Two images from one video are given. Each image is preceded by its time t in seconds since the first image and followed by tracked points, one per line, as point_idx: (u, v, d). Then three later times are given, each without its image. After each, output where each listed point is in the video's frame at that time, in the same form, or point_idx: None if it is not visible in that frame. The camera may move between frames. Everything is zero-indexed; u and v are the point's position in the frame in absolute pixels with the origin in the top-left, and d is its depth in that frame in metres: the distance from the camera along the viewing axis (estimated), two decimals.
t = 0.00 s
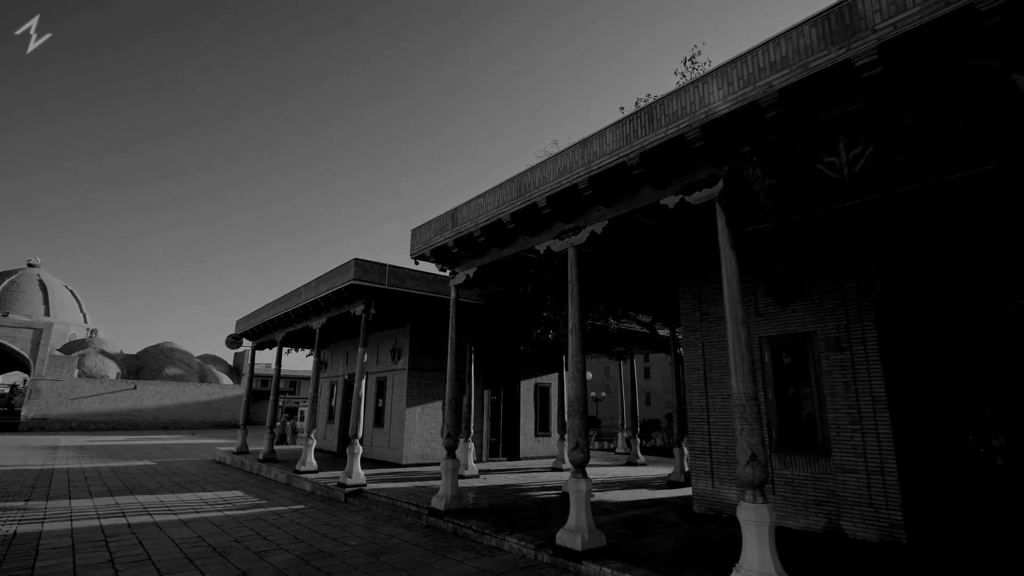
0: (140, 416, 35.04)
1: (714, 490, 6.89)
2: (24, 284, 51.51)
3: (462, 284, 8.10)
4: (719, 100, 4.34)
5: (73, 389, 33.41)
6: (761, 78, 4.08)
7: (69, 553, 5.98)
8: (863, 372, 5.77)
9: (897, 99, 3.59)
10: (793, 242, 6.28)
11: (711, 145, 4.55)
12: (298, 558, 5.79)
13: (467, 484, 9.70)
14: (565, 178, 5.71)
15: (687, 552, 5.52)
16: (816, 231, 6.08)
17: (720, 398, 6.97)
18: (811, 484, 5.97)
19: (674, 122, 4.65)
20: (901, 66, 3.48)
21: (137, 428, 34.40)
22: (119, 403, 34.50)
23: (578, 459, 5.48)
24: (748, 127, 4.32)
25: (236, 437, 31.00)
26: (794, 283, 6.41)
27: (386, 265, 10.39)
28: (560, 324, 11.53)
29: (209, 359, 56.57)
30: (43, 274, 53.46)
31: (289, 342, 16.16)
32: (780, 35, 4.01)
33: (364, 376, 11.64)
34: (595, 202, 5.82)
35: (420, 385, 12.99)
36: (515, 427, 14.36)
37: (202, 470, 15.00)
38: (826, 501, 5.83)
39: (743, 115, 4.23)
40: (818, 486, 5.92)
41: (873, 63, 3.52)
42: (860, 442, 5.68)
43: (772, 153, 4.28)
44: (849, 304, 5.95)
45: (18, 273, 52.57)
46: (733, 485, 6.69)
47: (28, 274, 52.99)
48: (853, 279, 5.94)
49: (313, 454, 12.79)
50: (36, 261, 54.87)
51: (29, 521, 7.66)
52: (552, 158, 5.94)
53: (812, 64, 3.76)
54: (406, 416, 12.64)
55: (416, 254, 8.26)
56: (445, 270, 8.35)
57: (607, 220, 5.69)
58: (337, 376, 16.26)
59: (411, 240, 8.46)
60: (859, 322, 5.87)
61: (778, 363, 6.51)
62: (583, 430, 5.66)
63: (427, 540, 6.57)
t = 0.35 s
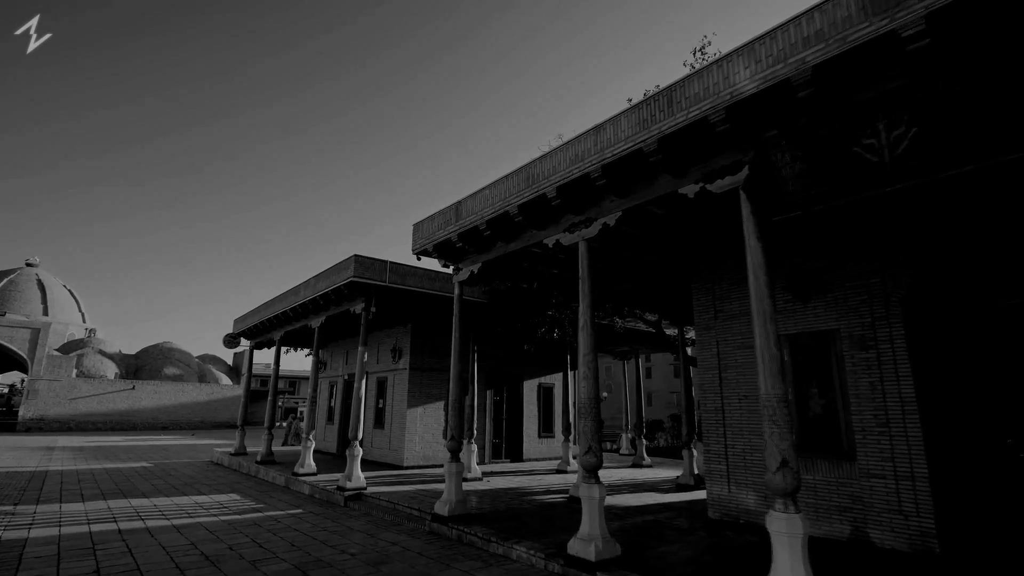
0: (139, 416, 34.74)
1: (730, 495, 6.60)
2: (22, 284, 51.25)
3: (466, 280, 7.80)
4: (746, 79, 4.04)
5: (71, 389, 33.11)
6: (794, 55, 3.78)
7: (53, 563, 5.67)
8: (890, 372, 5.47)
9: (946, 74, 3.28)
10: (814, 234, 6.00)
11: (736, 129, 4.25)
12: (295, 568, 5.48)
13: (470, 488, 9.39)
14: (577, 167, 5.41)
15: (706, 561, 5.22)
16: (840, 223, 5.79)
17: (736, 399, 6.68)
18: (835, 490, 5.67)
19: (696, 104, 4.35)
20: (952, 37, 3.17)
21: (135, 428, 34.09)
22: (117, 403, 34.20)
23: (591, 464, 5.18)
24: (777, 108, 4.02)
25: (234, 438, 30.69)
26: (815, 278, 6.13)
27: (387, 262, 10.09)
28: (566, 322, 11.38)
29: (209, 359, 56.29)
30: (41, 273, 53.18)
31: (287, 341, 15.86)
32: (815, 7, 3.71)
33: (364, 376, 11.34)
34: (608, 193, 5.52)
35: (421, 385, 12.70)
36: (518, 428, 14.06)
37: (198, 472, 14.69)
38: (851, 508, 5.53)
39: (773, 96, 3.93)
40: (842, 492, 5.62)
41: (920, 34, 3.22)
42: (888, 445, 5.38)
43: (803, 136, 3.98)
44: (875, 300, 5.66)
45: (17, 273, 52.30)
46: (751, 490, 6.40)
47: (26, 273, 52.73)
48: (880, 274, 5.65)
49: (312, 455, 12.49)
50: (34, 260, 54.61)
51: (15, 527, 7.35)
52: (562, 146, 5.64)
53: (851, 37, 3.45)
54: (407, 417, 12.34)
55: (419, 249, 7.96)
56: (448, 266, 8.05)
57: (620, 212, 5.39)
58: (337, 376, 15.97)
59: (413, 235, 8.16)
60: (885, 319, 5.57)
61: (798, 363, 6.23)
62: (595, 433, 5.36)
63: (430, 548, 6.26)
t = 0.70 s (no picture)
0: (138, 416, 34.45)
1: (748, 498, 6.31)
2: (21, 283, 51.04)
3: (471, 274, 7.50)
4: (778, 53, 3.76)
5: (70, 389, 32.82)
6: (833, 24, 3.49)
7: (38, 570, 5.37)
8: (922, 369, 5.18)
9: (1005, 41, 2.99)
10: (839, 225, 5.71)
11: (765, 107, 3.96)
12: None
13: (474, 490, 9.10)
14: (591, 151, 5.12)
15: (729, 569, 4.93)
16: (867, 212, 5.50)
17: (755, 396, 6.39)
18: (863, 494, 5.38)
19: (723, 81, 4.07)
20: None
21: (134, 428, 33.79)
22: (116, 403, 33.91)
23: (607, 466, 4.88)
24: (812, 84, 3.73)
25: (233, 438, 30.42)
26: (839, 271, 5.84)
27: (389, 256, 9.79)
28: (571, 318, 11.34)
29: (208, 359, 56.06)
30: (40, 272, 52.95)
31: (287, 340, 15.57)
32: None
33: (365, 375, 11.04)
34: (624, 179, 5.24)
35: (424, 384, 12.41)
36: (522, 428, 13.77)
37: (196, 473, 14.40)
38: (880, 512, 5.24)
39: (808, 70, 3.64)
40: (871, 495, 5.32)
41: None
42: (920, 446, 5.08)
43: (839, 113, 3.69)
44: (905, 294, 5.37)
45: (15, 272, 52.07)
46: (771, 493, 6.10)
47: (25, 272, 52.48)
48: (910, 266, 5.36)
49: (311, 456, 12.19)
50: (32, 259, 54.28)
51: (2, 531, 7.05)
52: (575, 130, 5.35)
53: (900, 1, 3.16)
54: (409, 417, 12.04)
55: (422, 243, 7.68)
56: (452, 260, 7.76)
57: (637, 199, 5.10)
58: (337, 375, 15.68)
59: (416, 228, 7.88)
60: (916, 314, 5.28)
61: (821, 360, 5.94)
62: (611, 433, 5.06)
63: (435, 554, 5.96)
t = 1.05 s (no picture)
0: (136, 416, 34.14)
1: (767, 503, 6.01)
2: (19, 282, 50.73)
3: (475, 269, 7.21)
4: (814, 23, 3.44)
5: (67, 389, 32.50)
6: None
7: None
8: (955, 367, 4.87)
9: None
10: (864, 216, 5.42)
11: (797, 84, 3.66)
12: None
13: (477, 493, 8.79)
14: (605, 136, 4.81)
15: None
16: (895, 203, 5.21)
17: (774, 396, 6.10)
18: (891, 500, 5.08)
19: (751, 56, 3.76)
20: None
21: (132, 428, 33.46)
22: (114, 403, 33.62)
23: (622, 471, 4.58)
24: (850, 57, 3.43)
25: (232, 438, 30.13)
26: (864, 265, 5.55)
27: (390, 252, 9.50)
28: (577, 317, 11.00)
29: (207, 359, 55.80)
30: (38, 272, 52.66)
31: (285, 339, 15.28)
32: None
33: (365, 374, 10.73)
34: (640, 166, 4.94)
35: (425, 384, 12.11)
36: (525, 428, 13.48)
37: (192, 474, 14.10)
38: (910, 519, 4.94)
39: (846, 40, 3.34)
40: (900, 500, 5.03)
41: None
42: (954, 449, 4.78)
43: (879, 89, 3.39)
44: (936, 287, 5.07)
45: (14, 271, 51.79)
46: (792, 498, 5.80)
47: (24, 271, 52.21)
48: (941, 259, 5.06)
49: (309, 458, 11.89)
50: (31, 258, 54.00)
51: None
52: (587, 114, 5.04)
53: None
54: (410, 417, 11.74)
55: (424, 237, 7.38)
56: (455, 254, 7.46)
57: (654, 187, 4.80)
58: (336, 374, 15.39)
59: (418, 221, 7.58)
60: (948, 309, 4.97)
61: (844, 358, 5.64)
62: (625, 435, 4.74)
63: (438, 562, 5.66)
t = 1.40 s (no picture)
0: (132, 416, 33.75)
1: (786, 508, 5.70)
2: (15, 281, 50.30)
3: (477, 263, 6.89)
4: None
5: (63, 388, 32.12)
6: None
7: None
8: (992, 364, 4.57)
9: None
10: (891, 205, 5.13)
11: (833, 55, 3.36)
12: None
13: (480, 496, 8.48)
14: (618, 117, 4.50)
15: None
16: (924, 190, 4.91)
17: (793, 396, 5.80)
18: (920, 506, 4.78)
19: (783, 25, 3.45)
20: None
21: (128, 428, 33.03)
22: (110, 403, 33.23)
23: (638, 474, 4.27)
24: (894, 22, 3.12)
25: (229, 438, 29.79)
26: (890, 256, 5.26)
27: (389, 247, 9.18)
28: (581, 314, 10.69)
29: (205, 358, 55.45)
30: (34, 271, 52.24)
31: (282, 337, 14.94)
32: None
33: (363, 373, 10.39)
34: (655, 150, 4.63)
35: (424, 383, 11.79)
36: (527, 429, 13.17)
37: (185, 476, 13.75)
38: (943, 526, 4.64)
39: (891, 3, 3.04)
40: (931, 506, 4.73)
41: None
42: (991, 452, 4.48)
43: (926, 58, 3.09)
44: (969, 280, 4.77)
45: (10, 270, 51.37)
46: (813, 502, 5.50)
47: (20, 270, 51.81)
48: (975, 249, 4.77)
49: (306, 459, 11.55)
50: (26, 258, 53.56)
51: None
52: (599, 95, 4.73)
53: None
54: (409, 418, 11.42)
55: (424, 229, 7.06)
56: (457, 247, 7.14)
57: (670, 172, 4.49)
58: (334, 373, 15.06)
59: (418, 213, 7.26)
60: (984, 302, 4.67)
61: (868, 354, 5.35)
62: (641, 437, 4.43)
63: (440, 571, 5.34)
